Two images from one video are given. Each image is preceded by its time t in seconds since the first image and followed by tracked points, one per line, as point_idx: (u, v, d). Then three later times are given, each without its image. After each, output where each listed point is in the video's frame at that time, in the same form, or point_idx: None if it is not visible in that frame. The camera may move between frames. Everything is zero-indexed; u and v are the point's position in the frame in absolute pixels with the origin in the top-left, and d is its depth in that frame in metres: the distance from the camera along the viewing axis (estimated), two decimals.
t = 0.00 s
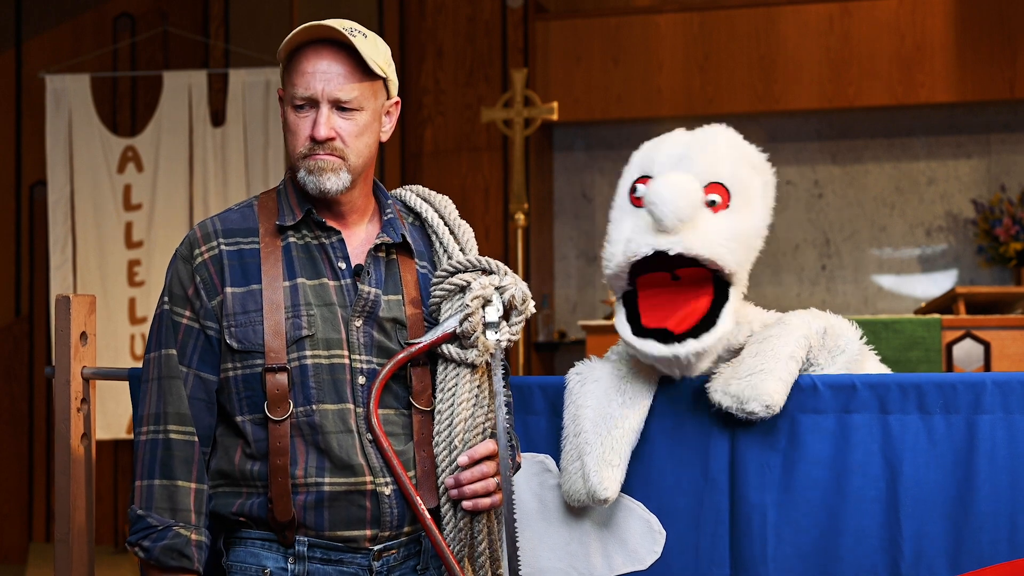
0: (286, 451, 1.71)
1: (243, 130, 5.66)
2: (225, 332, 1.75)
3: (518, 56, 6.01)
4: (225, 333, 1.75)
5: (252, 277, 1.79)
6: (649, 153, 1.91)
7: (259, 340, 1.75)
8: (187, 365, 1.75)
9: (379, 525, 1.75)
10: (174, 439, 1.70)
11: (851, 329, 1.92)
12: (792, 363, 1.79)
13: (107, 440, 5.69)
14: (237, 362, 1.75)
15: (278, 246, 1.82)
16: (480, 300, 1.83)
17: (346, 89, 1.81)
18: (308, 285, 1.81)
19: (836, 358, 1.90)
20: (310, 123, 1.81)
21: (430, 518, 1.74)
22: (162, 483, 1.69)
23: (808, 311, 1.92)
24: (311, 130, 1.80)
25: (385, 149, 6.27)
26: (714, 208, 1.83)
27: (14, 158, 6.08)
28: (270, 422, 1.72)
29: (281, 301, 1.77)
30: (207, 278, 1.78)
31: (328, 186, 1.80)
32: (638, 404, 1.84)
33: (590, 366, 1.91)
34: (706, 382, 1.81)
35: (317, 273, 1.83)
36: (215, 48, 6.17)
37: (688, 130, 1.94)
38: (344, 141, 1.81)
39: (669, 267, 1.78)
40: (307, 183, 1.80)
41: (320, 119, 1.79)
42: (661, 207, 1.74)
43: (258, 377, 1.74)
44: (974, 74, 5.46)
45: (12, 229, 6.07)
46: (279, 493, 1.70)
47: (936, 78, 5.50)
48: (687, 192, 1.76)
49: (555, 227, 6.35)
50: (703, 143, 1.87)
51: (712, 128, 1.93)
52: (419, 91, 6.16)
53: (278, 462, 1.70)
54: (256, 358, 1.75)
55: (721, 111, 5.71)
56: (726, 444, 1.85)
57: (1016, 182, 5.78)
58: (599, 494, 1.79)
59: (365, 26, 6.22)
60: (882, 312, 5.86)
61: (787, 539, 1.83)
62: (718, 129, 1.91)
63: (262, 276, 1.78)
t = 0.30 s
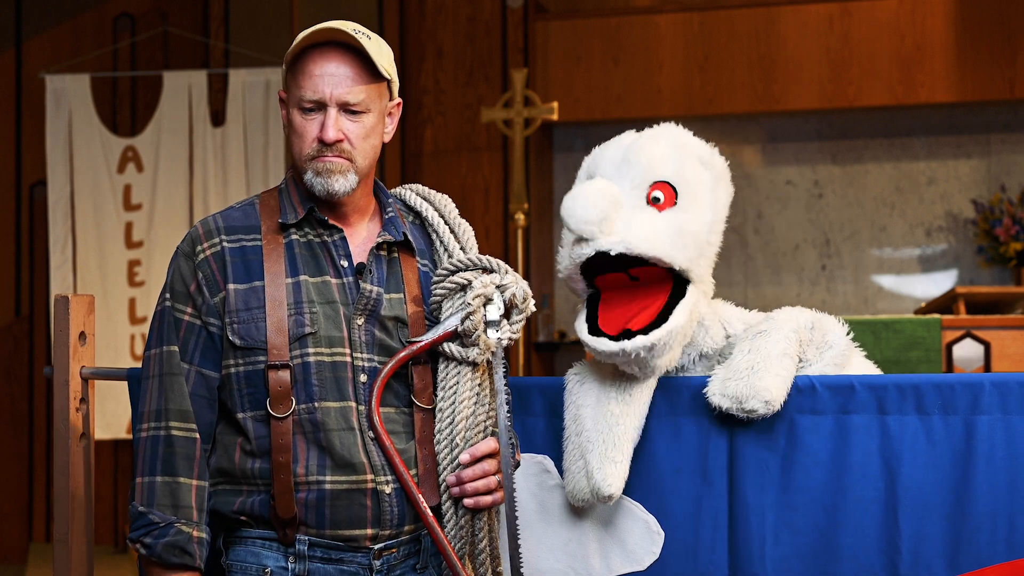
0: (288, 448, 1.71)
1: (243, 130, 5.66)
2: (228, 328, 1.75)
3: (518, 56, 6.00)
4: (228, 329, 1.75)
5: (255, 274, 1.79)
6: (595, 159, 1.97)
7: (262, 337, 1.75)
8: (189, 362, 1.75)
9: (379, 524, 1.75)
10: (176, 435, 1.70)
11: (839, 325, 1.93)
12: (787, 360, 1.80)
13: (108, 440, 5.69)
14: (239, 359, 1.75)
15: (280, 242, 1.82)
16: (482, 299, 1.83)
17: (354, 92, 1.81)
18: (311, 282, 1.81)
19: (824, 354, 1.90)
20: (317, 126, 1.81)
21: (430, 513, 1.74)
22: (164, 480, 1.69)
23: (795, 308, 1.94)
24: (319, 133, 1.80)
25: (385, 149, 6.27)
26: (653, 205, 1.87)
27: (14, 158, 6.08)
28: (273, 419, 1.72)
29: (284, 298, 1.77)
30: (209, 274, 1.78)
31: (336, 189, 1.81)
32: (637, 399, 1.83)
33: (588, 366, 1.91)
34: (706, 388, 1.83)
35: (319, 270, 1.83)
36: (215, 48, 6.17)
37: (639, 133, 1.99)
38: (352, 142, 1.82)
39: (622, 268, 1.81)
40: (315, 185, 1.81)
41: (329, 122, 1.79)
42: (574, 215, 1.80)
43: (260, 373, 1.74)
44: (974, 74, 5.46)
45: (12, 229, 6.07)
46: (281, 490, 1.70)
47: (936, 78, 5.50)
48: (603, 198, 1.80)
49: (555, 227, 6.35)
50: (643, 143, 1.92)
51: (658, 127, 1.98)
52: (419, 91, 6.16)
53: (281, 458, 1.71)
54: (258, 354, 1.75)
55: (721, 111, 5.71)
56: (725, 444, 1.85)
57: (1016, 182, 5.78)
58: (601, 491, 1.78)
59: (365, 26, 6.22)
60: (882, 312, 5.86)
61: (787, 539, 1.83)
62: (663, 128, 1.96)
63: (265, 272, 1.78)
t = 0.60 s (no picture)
0: (289, 447, 1.71)
1: (243, 130, 5.66)
2: (227, 328, 1.75)
3: (518, 56, 6.00)
4: (227, 329, 1.75)
5: (254, 273, 1.79)
6: (629, 168, 1.84)
7: (261, 336, 1.75)
8: (187, 362, 1.75)
9: (380, 523, 1.75)
10: (175, 435, 1.70)
11: (846, 329, 1.91)
12: (788, 364, 1.78)
13: (108, 440, 5.69)
14: (239, 358, 1.75)
15: (279, 241, 1.82)
16: (481, 297, 1.83)
17: (366, 95, 1.82)
18: (310, 281, 1.81)
19: (831, 358, 1.89)
20: (332, 131, 1.81)
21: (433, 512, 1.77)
22: (162, 480, 1.70)
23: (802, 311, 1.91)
24: (335, 138, 1.81)
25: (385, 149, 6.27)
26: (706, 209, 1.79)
27: (14, 158, 6.08)
28: (274, 418, 1.72)
29: (283, 297, 1.77)
30: (207, 273, 1.78)
31: (354, 192, 1.83)
32: (637, 398, 1.83)
33: (589, 365, 1.90)
34: (704, 387, 1.82)
35: (319, 269, 1.83)
36: (215, 48, 6.17)
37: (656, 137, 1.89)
38: (367, 147, 1.83)
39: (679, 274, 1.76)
40: (332, 190, 1.82)
41: (344, 127, 1.80)
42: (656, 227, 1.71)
43: (260, 373, 1.74)
44: (974, 74, 5.46)
45: (12, 229, 6.07)
46: (283, 489, 1.70)
47: (936, 78, 5.49)
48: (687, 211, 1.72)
49: (555, 227, 6.35)
50: (680, 149, 1.82)
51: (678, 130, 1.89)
52: (419, 91, 6.16)
53: (282, 458, 1.71)
54: (258, 353, 1.75)
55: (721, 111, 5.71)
56: (725, 444, 1.85)
57: (1016, 182, 5.77)
58: (599, 490, 1.78)
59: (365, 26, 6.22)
60: (882, 312, 5.86)
61: (786, 539, 1.83)
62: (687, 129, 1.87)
63: (264, 271, 1.78)
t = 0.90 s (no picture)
0: (289, 448, 1.71)
1: (243, 130, 5.66)
2: (225, 329, 1.75)
3: (518, 56, 6.00)
4: (224, 330, 1.75)
5: (251, 273, 1.78)
6: (684, 167, 1.78)
7: (259, 337, 1.75)
8: (184, 363, 1.75)
9: (382, 523, 1.75)
10: (172, 437, 1.70)
11: (855, 333, 1.91)
12: (787, 367, 1.77)
13: (108, 440, 5.69)
14: (237, 359, 1.75)
15: (275, 242, 1.82)
16: (478, 294, 1.83)
17: (374, 97, 1.84)
18: (308, 281, 1.81)
19: (840, 361, 1.88)
20: (345, 135, 1.82)
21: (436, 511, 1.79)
22: (160, 482, 1.70)
23: (810, 315, 1.92)
24: (349, 141, 1.82)
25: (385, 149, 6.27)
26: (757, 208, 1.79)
27: (14, 158, 6.08)
28: (272, 419, 1.72)
29: (280, 297, 1.77)
30: (203, 274, 1.78)
31: (368, 194, 1.84)
32: (637, 398, 1.83)
33: (590, 364, 1.89)
34: (704, 385, 1.82)
35: (316, 269, 1.83)
36: (215, 48, 6.17)
37: (697, 136, 1.85)
38: (377, 149, 1.85)
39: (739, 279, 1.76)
40: (347, 193, 1.83)
41: (357, 130, 1.81)
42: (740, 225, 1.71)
43: (259, 373, 1.74)
44: (974, 74, 5.46)
45: (12, 229, 6.07)
46: (283, 490, 1.70)
47: (936, 78, 5.50)
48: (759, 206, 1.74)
49: (555, 228, 6.35)
50: (734, 148, 1.80)
51: (716, 129, 1.84)
52: (419, 91, 6.16)
53: (282, 458, 1.71)
54: (257, 354, 1.75)
55: (721, 111, 5.71)
56: (726, 443, 1.85)
57: (1016, 182, 5.77)
58: (598, 489, 1.78)
59: (365, 27, 6.22)
60: (882, 312, 5.86)
61: (787, 539, 1.83)
62: (724, 130, 1.84)
63: (261, 272, 1.78)
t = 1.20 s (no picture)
0: (291, 448, 1.71)
1: (243, 130, 5.66)
2: (225, 329, 1.74)
3: (518, 56, 6.01)
4: (224, 330, 1.74)
5: (250, 273, 1.78)
6: (644, 166, 1.81)
7: (259, 337, 1.74)
8: (183, 364, 1.75)
9: (384, 522, 1.76)
10: (172, 438, 1.70)
11: (853, 331, 1.92)
12: (790, 367, 1.77)
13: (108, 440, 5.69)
14: (237, 359, 1.75)
15: (273, 241, 1.81)
16: (478, 291, 1.82)
17: (373, 99, 1.84)
18: (307, 280, 1.81)
19: (839, 360, 1.90)
20: (344, 136, 1.82)
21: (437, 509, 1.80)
22: (160, 484, 1.69)
23: (809, 312, 1.91)
24: (348, 142, 1.82)
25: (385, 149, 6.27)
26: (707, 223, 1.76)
27: (14, 158, 6.08)
28: (274, 419, 1.72)
29: (280, 297, 1.76)
30: (202, 274, 1.77)
31: (367, 195, 1.84)
32: (639, 398, 1.83)
33: (591, 365, 1.90)
34: (706, 387, 1.82)
35: (315, 268, 1.83)
36: (215, 48, 6.17)
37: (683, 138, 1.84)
38: (376, 150, 1.85)
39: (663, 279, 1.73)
40: (346, 195, 1.83)
41: (357, 132, 1.81)
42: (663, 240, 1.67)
43: (260, 373, 1.74)
44: (974, 74, 5.46)
45: (12, 229, 6.07)
46: (285, 490, 1.70)
47: (936, 78, 5.50)
48: (688, 222, 1.68)
49: (556, 228, 6.35)
50: (698, 158, 1.77)
51: (706, 137, 1.84)
52: (419, 91, 6.17)
53: (283, 458, 1.70)
54: (257, 354, 1.74)
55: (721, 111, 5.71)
56: (727, 444, 1.85)
57: (1016, 182, 5.77)
58: (600, 490, 1.78)
59: (365, 27, 6.22)
60: (882, 312, 5.87)
61: (787, 539, 1.83)
62: (713, 139, 1.83)
63: (260, 272, 1.78)
